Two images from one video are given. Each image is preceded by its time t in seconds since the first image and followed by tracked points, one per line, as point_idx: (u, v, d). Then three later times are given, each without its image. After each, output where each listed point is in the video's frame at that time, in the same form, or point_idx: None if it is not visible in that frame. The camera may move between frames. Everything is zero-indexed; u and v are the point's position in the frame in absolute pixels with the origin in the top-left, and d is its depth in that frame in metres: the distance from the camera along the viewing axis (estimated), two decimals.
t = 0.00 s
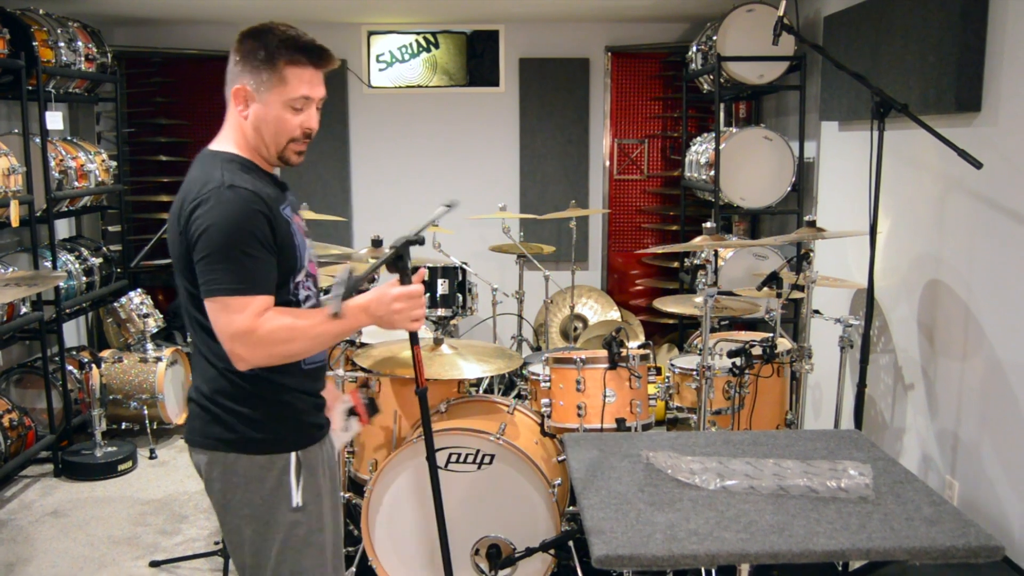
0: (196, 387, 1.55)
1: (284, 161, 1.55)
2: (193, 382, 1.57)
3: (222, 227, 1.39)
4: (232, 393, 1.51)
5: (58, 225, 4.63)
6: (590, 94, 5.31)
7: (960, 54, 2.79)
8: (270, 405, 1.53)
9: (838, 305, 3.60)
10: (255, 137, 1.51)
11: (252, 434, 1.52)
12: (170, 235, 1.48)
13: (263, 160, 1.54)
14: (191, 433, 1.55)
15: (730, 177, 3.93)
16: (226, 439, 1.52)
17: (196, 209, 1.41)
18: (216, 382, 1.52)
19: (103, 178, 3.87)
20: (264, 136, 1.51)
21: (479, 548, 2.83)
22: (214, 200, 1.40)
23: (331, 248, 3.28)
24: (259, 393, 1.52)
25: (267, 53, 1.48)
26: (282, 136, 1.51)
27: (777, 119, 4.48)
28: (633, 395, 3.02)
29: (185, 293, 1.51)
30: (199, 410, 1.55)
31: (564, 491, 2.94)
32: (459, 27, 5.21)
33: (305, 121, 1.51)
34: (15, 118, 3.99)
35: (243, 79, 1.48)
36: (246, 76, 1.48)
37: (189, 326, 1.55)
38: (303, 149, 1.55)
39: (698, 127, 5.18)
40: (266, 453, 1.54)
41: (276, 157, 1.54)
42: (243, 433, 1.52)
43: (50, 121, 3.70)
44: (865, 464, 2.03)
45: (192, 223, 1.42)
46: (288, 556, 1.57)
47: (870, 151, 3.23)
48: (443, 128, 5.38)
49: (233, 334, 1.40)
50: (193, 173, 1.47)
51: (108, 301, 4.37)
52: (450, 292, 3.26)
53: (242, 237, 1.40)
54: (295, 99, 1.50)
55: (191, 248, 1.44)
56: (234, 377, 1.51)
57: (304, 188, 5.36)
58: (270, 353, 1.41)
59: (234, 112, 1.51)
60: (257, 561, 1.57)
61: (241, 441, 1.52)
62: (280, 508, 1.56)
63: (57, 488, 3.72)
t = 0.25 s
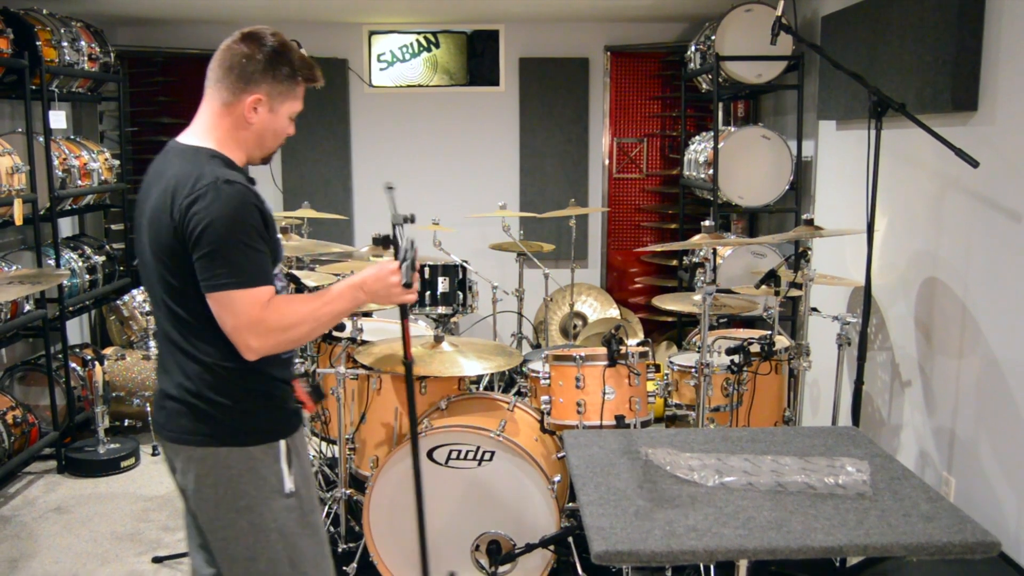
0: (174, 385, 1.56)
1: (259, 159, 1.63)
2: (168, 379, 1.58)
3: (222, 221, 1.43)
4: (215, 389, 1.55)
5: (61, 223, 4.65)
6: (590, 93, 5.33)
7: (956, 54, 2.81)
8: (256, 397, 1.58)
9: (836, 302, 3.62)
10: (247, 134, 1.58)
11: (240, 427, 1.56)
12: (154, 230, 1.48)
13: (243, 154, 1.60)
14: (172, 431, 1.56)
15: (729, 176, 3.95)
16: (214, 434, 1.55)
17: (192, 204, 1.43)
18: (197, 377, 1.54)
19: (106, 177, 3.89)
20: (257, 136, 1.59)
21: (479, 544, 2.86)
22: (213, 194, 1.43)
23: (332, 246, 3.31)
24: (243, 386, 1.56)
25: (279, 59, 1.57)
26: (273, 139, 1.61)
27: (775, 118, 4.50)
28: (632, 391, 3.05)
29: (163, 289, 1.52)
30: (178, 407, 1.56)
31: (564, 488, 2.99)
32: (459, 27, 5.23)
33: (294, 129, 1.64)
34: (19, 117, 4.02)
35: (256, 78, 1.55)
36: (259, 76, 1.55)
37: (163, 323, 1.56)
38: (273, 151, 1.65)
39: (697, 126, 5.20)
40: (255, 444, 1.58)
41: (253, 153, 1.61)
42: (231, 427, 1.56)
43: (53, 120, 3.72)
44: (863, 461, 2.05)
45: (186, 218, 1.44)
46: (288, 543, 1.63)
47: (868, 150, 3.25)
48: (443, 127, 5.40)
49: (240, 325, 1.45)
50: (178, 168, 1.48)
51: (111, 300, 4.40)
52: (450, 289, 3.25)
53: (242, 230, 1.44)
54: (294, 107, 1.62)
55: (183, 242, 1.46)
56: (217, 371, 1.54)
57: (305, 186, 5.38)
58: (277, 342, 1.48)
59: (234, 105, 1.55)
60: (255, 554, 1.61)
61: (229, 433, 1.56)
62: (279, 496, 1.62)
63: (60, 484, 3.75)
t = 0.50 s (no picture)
0: (150, 383, 1.59)
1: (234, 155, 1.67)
2: (144, 377, 1.60)
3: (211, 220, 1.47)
4: (194, 385, 1.59)
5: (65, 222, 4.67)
6: (589, 92, 5.35)
7: (954, 54, 2.83)
8: (232, 392, 1.63)
9: (833, 300, 3.65)
10: (224, 132, 1.62)
11: (219, 421, 1.62)
12: (136, 229, 1.50)
13: (220, 151, 1.64)
14: (152, 428, 1.60)
15: (727, 174, 3.97)
16: (197, 428, 1.61)
17: (180, 203, 1.46)
18: (176, 374, 1.58)
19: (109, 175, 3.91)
20: (234, 134, 1.63)
21: (479, 540, 2.87)
22: (202, 193, 1.47)
23: (333, 244, 3.32)
24: (221, 382, 1.61)
25: (253, 57, 1.61)
26: (249, 136, 1.65)
27: (773, 117, 4.53)
28: (631, 389, 3.08)
29: (142, 288, 1.54)
30: (156, 404, 1.60)
31: (564, 484, 3.00)
32: (460, 26, 5.25)
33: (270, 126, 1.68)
34: (22, 116, 4.04)
35: (231, 76, 1.59)
36: (234, 74, 1.59)
37: (138, 322, 1.58)
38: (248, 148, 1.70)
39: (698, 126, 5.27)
40: (236, 437, 1.65)
41: (229, 151, 1.65)
42: (212, 422, 1.62)
43: (57, 119, 3.74)
44: (861, 458, 2.07)
45: (173, 217, 1.47)
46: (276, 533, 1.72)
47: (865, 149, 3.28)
48: (443, 126, 5.42)
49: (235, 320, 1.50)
50: (159, 167, 1.50)
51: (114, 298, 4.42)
52: (451, 288, 3.25)
53: (230, 228, 1.48)
54: (269, 104, 1.66)
55: (168, 241, 1.48)
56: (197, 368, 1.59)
57: (307, 185, 5.40)
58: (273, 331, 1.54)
59: (212, 104, 1.59)
60: (248, 543, 1.68)
61: (209, 428, 1.62)
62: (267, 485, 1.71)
63: (63, 481, 3.77)
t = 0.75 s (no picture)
0: (158, 380, 1.61)
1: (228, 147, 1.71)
2: (149, 374, 1.61)
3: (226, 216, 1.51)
4: (202, 380, 1.61)
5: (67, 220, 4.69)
6: (588, 91, 5.37)
7: (951, 54, 2.85)
8: (237, 387, 1.66)
9: (831, 298, 3.67)
10: (219, 124, 1.65)
11: (226, 416, 1.65)
12: (147, 229, 1.51)
13: (217, 145, 1.67)
14: (160, 424, 1.62)
15: (725, 173, 3.99)
16: (205, 424, 1.63)
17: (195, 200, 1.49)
18: (184, 370, 1.60)
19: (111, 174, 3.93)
20: (229, 126, 1.67)
21: (479, 536, 2.90)
22: (219, 193, 1.51)
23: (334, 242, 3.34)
24: (228, 377, 1.64)
25: (244, 49, 1.64)
26: (242, 127, 1.69)
27: (772, 116, 4.55)
28: (630, 386, 3.11)
29: (150, 286, 1.55)
30: (161, 401, 1.61)
31: (564, 481, 3.02)
32: (461, 26, 5.27)
33: (263, 117, 1.72)
34: (26, 116, 4.07)
35: (225, 70, 1.62)
36: (227, 67, 1.62)
37: (143, 320, 1.59)
38: (241, 139, 1.73)
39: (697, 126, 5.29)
40: (239, 433, 1.68)
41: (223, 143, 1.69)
42: (219, 417, 1.64)
43: (60, 119, 3.77)
44: (858, 454, 2.10)
45: (187, 213, 1.49)
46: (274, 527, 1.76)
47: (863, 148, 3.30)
48: (444, 125, 5.44)
49: (254, 314, 1.57)
50: (169, 165, 1.53)
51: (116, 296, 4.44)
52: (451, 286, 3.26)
53: (243, 224, 1.53)
54: (261, 95, 1.70)
55: (181, 237, 1.51)
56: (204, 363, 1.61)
57: (308, 184, 5.42)
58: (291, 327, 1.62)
59: (208, 99, 1.62)
60: (248, 540, 1.71)
61: (214, 423, 1.64)
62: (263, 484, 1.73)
63: (66, 477, 3.80)
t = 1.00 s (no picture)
0: (171, 378, 1.61)
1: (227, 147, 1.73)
2: (160, 372, 1.61)
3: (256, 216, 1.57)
4: (217, 376, 1.63)
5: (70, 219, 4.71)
6: (587, 90, 5.39)
7: (947, 53, 2.87)
8: (246, 382, 1.69)
9: (829, 296, 3.69)
10: (221, 124, 1.68)
11: (235, 411, 1.67)
12: (174, 230, 1.53)
13: (220, 143, 1.70)
14: (172, 423, 1.63)
15: (724, 172, 4.01)
16: (217, 420, 1.65)
17: (225, 199, 1.54)
18: (200, 367, 1.62)
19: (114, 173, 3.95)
20: (231, 126, 1.70)
21: (479, 532, 2.93)
22: (246, 191, 1.56)
23: (335, 241, 3.37)
24: (238, 371, 1.66)
25: (249, 51, 1.68)
26: (243, 128, 1.72)
27: (770, 115, 4.57)
28: (629, 383, 3.12)
29: (166, 285, 1.56)
30: (173, 400, 1.62)
31: (563, 477, 3.05)
32: (461, 26, 5.29)
33: (263, 118, 1.76)
34: (29, 115, 4.10)
35: (230, 70, 1.66)
36: (233, 67, 1.66)
37: (154, 319, 1.59)
38: (240, 140, 1.76)
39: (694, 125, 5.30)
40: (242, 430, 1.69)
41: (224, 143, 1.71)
42: (230, 412, 1.66)
43: (63, 118, 3.79)
44: (855, 451, 2.12)
45: (218, 212, 1.53)
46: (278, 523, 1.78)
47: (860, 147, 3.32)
48: (444, 124, 5.46)
49: (279, 314, 1.65)
50: (194, 165, 1.55)
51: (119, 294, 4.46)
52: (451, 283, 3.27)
53: (272, 223, 1.59)
54: (262, 97, 1.73)
55: (207, 237, 1.54)
56: (218, 359, 1.63)
57: (309, 182, 5.44)
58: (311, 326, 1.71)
59: (214, 97, 1.65)
60: (251, 534, 1.73)
61: (223, 420, 1.65)
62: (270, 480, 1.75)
63: (70, 474, 3.83)
